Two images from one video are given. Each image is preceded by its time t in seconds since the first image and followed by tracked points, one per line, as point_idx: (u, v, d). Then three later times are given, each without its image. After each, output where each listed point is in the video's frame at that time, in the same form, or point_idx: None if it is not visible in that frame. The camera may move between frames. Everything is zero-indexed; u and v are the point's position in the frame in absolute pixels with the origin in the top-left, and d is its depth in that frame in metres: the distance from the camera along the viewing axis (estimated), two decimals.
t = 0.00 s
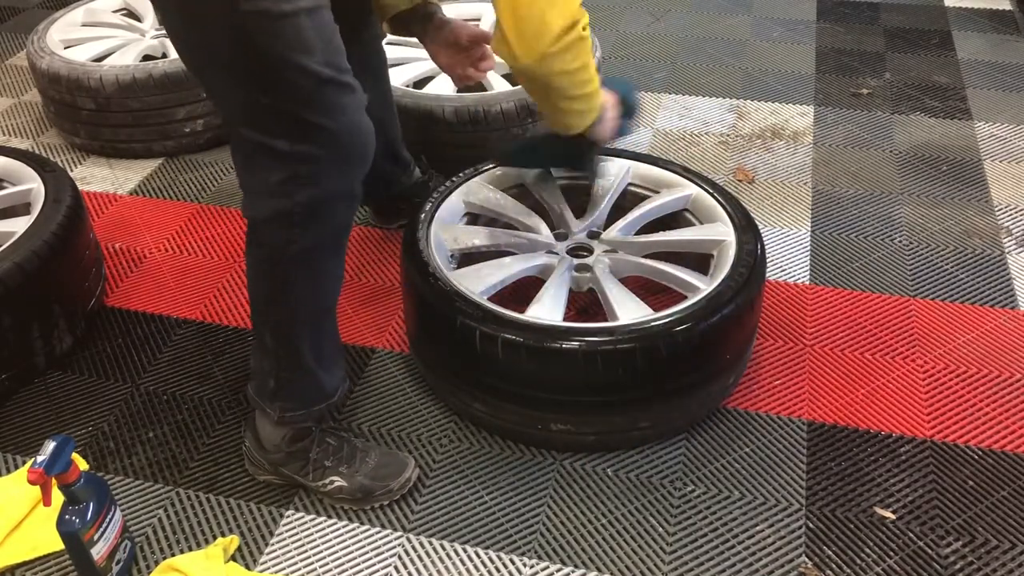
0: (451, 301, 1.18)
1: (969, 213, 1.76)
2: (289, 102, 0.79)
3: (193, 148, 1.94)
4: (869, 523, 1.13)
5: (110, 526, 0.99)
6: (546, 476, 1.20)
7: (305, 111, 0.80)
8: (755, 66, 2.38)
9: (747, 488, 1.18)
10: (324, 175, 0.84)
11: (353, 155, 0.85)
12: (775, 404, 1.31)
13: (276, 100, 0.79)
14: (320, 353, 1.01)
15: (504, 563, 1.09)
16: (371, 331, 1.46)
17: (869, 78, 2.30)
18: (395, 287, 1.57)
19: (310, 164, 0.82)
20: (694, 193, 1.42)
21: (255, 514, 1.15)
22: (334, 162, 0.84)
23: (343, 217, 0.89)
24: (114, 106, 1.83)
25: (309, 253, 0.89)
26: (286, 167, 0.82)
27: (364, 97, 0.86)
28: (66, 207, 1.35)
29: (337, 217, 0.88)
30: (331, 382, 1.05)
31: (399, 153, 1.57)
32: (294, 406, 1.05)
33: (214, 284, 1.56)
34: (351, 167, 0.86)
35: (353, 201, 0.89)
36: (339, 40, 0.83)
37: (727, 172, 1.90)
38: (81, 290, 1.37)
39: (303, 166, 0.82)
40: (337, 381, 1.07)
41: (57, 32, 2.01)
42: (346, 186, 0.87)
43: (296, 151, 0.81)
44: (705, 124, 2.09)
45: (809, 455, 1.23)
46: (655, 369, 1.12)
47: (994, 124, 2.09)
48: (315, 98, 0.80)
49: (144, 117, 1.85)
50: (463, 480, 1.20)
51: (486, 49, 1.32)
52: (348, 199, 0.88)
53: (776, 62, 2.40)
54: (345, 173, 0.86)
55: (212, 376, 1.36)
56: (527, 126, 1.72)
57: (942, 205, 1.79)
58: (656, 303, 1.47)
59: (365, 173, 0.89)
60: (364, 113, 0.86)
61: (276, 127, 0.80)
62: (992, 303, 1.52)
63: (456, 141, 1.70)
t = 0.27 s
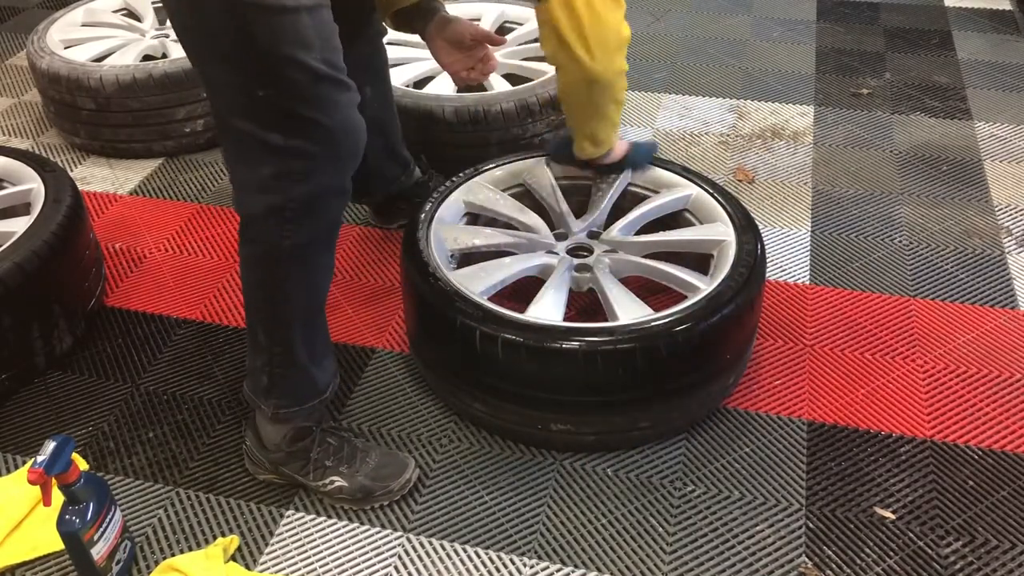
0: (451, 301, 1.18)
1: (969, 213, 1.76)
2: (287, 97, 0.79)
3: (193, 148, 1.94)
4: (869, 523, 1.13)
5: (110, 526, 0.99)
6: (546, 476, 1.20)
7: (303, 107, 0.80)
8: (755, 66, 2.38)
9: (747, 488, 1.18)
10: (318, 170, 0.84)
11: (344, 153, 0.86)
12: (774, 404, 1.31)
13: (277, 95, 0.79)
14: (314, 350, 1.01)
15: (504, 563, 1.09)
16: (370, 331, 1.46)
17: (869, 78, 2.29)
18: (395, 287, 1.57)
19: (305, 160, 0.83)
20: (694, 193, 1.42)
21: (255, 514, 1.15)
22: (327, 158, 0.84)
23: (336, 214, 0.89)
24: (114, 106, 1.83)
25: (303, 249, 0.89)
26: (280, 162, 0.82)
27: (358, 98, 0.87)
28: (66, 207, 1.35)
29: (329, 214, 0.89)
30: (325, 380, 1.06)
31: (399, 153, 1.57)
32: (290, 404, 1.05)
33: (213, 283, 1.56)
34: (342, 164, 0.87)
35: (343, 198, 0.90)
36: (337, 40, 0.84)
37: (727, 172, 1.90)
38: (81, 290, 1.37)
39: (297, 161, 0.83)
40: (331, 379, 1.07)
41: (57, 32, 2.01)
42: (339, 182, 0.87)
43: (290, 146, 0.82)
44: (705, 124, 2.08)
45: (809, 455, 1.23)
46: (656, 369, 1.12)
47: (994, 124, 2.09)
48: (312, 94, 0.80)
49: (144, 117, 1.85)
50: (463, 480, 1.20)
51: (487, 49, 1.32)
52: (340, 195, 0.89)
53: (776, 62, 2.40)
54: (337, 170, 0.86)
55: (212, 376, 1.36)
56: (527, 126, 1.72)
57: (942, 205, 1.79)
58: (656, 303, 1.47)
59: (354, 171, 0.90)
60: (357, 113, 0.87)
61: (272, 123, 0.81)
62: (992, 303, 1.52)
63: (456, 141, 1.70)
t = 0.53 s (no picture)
0: (451, 301, 1.18)
1: (969, 213, 1.76)
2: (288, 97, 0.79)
3: (193, 148, 1.94)
4: (869, 523, 1.13)
5: (110, 526, 0.99)
6: (546, 476, 1.20)
7: (304, 107, 0.80)
8: (755, 66, 2.37)
9: (747, 488, 1.18)
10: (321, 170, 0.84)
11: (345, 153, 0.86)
12: (774, 404, 1.31)
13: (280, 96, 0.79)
14: (314, 350, 1.01)
15: (504, 563, 1.09)
16: (371, 331, 1.46)
17: (869, 78, 2.29)
18: (395, 287, 1.57)
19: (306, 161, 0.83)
20: (694, 193, 1.42)
21: (255, 513, 1.15)
22: (328, 158, 0.84)
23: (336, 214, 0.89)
24: (114, 106, 1.83)
25: (303, 248, 0.89)
26: (281, 161, 0.82)
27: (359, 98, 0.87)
28: (65, 207, 1.35)
29: (330, 215, 0.89)
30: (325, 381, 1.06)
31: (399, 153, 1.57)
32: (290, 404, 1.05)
33: (213, 283, 1.56)
34: (343, 164, 0.87)
35: (344, 198, 0.90)
36: (339, 40, 0.83)
37: (727, 171, 1.90)
38: (81, 290, 1.37)
39: (299, 162, 0.83)
40: (332, 380, 1.07)
41: (57, 32, 2.01)
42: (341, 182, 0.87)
43: (291, 146, 0.82)
44: (705, 124, 2.08)
45: (809, 455, 1.23)
46: (655, 369, 1.12)
47: (994, 124, 2.09)
48: (313, 95, 0.80)
49: (144, 117, 1.85)
50: (463, 480, 1.20)
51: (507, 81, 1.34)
52: (342, 195, 0.89)
53: (776, 62, 2.40)
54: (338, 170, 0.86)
55: (212, 376, 1.36)
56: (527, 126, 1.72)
57: (942, 205, 1.79)
58: (656, 303, 1.47)
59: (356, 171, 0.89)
60: (358, 113, 0.87)
61: (274, 123, 0.80)
62: (993, 303, 1.52)
63: (456, 141, 1.70)
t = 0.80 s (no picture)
0: (451, 301, 1.18)
1: (969, 213, 1.76)
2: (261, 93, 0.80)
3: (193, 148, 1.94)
4: (869, 523, 1.13)
5: (110, 526, 0.99)
6: (546, 476, 1.20)
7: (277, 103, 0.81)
8: (755, 66, 2.38)
9: (747, 488, 1.18)
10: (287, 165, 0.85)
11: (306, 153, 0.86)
12: (774, 404, 1.31)
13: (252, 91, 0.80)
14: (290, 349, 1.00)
15: (504, 563, 1.09)
16: (371, 331, 1.46)
17: (869, 78, 2.29)
18: (395, 287, 1.57)
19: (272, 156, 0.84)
20: (694, 193, 1.42)
21: (255, 514, 1.15)
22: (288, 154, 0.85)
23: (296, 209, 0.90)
24: (114, 106, 1.83)
25: (265, 243, 0.89)
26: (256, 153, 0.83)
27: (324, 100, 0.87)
28: (66, 207, 1.35)
29: (289, 207, 0.89)
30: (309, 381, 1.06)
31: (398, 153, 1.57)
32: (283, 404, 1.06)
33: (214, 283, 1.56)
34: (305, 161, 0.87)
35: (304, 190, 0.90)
36: (311, 44, 0.84)
37: (727, 172, 1.90)
38: (81, 290, 1.37)
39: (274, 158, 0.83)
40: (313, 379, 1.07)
41: (57, 32, 2.01)
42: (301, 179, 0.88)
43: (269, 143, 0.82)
44: (705, 124, 2.08)
45: (809, 455, 1.23)
46: (655, 369, 1.12)
47: (994, 124, 2.09)
48: (283, 92, 0.81)
49: (144, 117, 1.85)
50: (462, 480, 1.20)
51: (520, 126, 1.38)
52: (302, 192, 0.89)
53: (776, 62, 2.40)
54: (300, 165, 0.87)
55: (212, 376, 1.36)
56: (527, 126, 1.72)
57: (942, 205, 1.79)
58: (656, 303, 1.46)
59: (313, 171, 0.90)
60: (323, 113, 0.88)
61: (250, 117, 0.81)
62: (992, 303, 1.52)
63: (455, 140, 1.70)
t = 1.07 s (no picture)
0: (450, 300, 1.18)
1: (969, 213, 1.76)
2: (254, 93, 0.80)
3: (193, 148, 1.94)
4: (869, 523, 1.13)
5: (110, 526, 0.99)
6: (546, 476, 1.20)
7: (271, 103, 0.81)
8: (755, 66, 2.38)
9: (747, 488, 1.18)
10: (279, 165, 0.85)
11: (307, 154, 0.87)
12: (775, 404, 1.31)
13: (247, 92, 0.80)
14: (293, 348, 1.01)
15: (504, 563, 1.09)
16: (371, 331, 1.46)
17: (869, 78, 2.30)
18: (395, 287, 1.57)
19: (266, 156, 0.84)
20: (694, 193, 1.42)
21: (255, 514, 1.15)
22: (278, 153, 0.85)
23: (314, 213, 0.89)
24: (114, 106, 1.83)
25: (259, 240, 0.89)
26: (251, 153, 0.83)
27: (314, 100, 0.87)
28: (66, 207, 1.35)
29: (284, 207, 0.89)
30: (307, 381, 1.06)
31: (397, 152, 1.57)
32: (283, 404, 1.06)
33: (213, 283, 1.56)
34: (297, 160, 0.87)
35: (300, 189, 0.90)
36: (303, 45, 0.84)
37: (727, 172, 1.90)
38: (81, 290, 1.37)
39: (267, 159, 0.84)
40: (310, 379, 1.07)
41: (57, 32, 2.01)
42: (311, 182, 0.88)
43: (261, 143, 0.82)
44: (705, 124, 2.08)
45: (809, 455, 1.23)
46: (655, 369, 1.12)
47: (994, 124, 2.09)
48: (276, 91, 0.81)
49: (144, 117, 1.85)
50: (462, 480, 1.20)
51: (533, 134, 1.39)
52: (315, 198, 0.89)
53: (776, 62, 2.40)
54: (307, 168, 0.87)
55: (212, 376, 1.36)
56: (527, 126, 1.72)
57: (942, 205, 1.79)
58: (656, 303, 1.46)
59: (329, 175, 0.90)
60: (315, 113, 0.88)
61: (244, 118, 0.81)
62: (992, 303, 1.52)
63: (454, 140, 1.70)
